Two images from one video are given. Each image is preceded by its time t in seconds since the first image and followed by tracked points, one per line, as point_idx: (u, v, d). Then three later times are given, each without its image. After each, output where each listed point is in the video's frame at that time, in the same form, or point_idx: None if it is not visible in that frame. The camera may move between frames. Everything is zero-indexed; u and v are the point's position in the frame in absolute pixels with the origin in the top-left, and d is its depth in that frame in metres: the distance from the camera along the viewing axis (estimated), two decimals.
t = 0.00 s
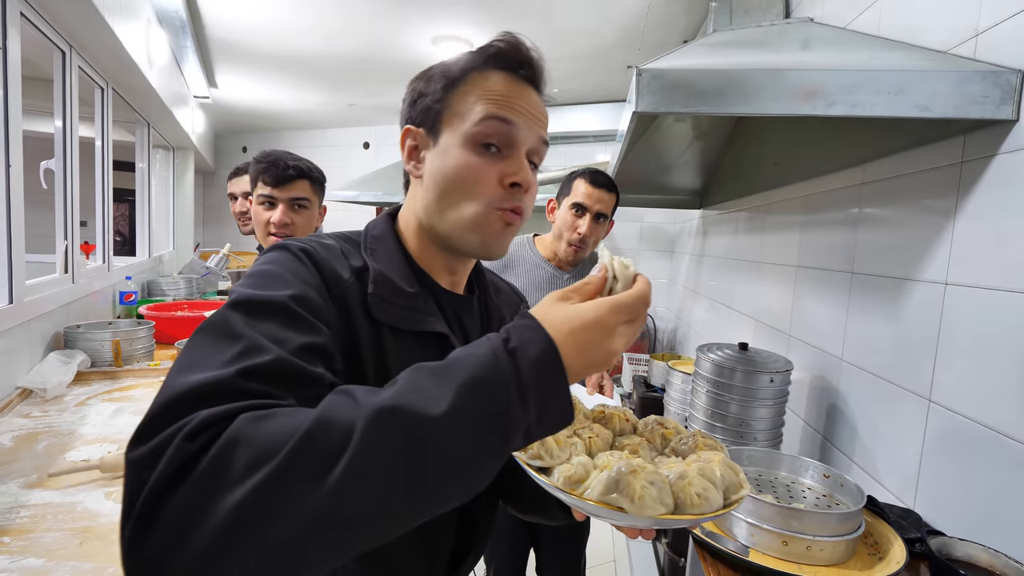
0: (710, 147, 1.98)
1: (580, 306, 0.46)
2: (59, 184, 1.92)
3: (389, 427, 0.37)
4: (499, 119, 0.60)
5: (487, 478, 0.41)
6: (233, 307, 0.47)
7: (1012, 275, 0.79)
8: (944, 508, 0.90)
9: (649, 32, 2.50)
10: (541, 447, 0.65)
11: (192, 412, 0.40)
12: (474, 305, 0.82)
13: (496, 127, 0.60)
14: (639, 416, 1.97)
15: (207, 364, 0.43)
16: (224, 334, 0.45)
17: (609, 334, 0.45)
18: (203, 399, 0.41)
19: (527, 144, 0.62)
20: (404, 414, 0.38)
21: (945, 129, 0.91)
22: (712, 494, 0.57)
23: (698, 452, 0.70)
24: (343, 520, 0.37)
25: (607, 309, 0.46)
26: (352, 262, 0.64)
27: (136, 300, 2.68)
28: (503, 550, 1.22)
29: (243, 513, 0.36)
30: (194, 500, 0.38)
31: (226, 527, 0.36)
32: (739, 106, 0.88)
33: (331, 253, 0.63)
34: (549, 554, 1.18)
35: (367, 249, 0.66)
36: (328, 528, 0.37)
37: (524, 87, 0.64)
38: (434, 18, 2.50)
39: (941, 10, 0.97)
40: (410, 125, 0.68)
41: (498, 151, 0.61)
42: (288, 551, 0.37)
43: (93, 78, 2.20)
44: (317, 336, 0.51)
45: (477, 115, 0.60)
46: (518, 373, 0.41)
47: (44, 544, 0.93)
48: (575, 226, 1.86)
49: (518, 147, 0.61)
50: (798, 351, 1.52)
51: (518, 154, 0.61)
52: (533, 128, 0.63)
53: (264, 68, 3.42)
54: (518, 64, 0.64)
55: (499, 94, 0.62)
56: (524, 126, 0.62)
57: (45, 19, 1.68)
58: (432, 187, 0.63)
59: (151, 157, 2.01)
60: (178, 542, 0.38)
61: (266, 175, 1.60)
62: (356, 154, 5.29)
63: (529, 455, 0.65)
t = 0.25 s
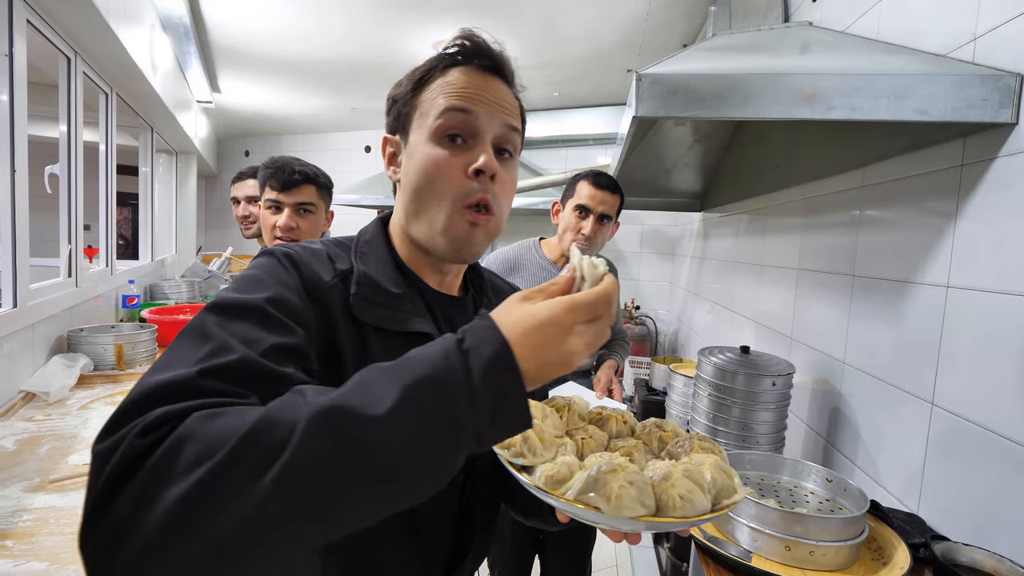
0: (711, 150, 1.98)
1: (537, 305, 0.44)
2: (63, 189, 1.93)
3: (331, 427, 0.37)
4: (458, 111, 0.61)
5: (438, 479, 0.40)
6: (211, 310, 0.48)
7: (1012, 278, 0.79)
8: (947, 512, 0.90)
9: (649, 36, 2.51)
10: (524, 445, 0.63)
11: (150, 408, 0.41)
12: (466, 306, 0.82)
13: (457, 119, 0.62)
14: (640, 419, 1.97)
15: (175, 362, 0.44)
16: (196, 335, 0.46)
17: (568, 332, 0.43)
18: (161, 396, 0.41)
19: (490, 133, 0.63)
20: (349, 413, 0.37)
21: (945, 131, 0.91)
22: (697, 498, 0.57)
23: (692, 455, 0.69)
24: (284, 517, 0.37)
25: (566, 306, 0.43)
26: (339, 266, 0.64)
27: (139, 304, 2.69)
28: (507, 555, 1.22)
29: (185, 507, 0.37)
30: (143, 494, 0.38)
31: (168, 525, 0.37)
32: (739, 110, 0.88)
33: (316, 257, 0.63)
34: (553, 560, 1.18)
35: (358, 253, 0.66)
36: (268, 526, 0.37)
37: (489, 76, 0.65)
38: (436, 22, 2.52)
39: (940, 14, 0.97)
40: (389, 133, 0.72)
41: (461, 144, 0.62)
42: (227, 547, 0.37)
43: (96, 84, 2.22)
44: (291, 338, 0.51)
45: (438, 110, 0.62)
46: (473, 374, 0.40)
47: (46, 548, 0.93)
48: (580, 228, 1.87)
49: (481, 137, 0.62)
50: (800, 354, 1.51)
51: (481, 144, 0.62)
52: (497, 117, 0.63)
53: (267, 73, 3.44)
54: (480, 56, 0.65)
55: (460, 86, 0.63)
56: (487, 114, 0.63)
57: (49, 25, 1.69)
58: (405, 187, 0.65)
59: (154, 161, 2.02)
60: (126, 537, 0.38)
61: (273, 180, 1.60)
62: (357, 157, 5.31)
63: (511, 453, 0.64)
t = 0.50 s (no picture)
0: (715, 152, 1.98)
1: (488, 305, 0.45)
2: (71, 191, 1.95)
3: (268, 424, 0.40)
4: (436, 106, 0.66)
5: (375, 481, 0.42)
6: (191, 311, 0.52)
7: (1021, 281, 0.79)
8: (953, 517, 0.89)
9: (653, 38, 2.50)
10: (505, 446, 0.61)
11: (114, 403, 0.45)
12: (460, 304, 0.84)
13: (438, 115, 0.66)
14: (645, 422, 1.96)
15: (147, 359, 0.48)
16: (173, 335, 0.51)
17: (515, 334, 0.44)
18: (120, 394, 0.45)
19: (470, 125, 0.67)
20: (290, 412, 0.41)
21: (953, 133, 0.91)
22: (678, 512, 0.53)
23: (690, 466, 0.65)
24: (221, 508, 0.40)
25: (513, 309, 0.44)
26: (329, 268, 0.68)
27: (145, 304, 2.71)
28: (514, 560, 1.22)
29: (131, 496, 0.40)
30: (94, 484, 0.42)
31: (109, 514, 0.40)
32: (744, 112, 0.88)
33: (303, 260, 0.67)
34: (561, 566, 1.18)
35: (351, 256, 0.69)
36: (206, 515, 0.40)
37: (468, 72, 0.69)
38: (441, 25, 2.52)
39: (947, 16, 0.97)
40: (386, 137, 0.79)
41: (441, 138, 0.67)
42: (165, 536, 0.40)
43: (104, 86, 2.24)
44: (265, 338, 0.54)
45: (419, 107, 0.67)
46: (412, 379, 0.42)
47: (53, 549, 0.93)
48: (591, 228, 1.87)
49: (460, 131, 0.67)
50: (806, 357, 1.50)
51: (461, 137, 0.67)
52: (476, 110, 0.68)
53: (273, 75, 3.46)
54: (459, 55, 0.70)
55: (441, 84, 0.68)
56: (464, 108, 0.67)
57: (58, 29, 1.71)
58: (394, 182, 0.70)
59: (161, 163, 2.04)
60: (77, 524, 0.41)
61: (276, 181, 1.61)
62: (362, 159, 5.33)
63: (492, 455, 0.61)
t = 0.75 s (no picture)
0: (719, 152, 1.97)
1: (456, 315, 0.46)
2: (77, 191, 1.96)
3: (226, 432, 0.42)
4: (430, 101, 0.66)
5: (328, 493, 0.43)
6: (181, 315, 0.55)
7: None
8: (961, 521, 0.88)
9: (658, 38, 2.50)
10: (488, 452, 0.59)
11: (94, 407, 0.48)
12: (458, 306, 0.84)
13: (432, 111, 0.66)
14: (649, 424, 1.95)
15: (134, 363, 0.51)
16: (160, 340, 0.53)
17: (482, 348, 0.44)
18: (102, 396, 0.48)
19: (464, 121, 0.67)
20: (249, 421, 0.42)
21: (962, 133, 0.90)
22: (662, 530, 0.49)
23: (687, 480, 0.61)
24: (179, 513, 0.42)
25: (479, 321, 0.44)
26: (322, 270, 0.69)
27: (150, 304, 2.72)
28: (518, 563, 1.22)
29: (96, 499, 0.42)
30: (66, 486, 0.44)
31: (75, 518, 0.42)
32: (749, 112, 0.87)
33: (294, 262, 0.68)
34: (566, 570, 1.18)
35: (347, 258, 0.69)
36: (164, 520, 0.42)
37: (461, 67, 0.69)
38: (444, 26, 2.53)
39: (955, 14, 0.96)
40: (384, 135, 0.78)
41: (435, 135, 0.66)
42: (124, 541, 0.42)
43: (110, 88, 2.25)
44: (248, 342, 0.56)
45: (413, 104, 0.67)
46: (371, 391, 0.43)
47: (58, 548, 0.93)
48: (604, 228, 1.87)
49: (455, 126, 0.67)
50: (811, 358, 1.49)
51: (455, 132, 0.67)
52: (470, 105, 0.67)
53: (277, 76, 3.47)
54: (453, 50, 0.70)
55: (436, 78, 0.67)
56: (458, 102, 0.67)
57: (65, 31, 1.72)
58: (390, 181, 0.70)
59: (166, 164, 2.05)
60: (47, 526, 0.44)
61: (277, 182, 1.62)
62: (366, 159, 5.34)
63: (475, 460, 0.59)
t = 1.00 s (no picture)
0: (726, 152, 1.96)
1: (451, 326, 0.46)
2: (86, 193, 1.98)
3: (216, 446, 0.42)
4: (433, 99, 0.66)
5: (316, 507, 0.43)
6: (179, 321, 0.55)
7: None
8: (973, 525, 0.87)
9: (663, 38, 2.49)
10: (486, 464, 0.59)
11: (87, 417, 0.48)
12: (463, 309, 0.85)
13: (436, 108, 0.66)
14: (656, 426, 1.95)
15: (131, 372, 0.52)
16: (156, 348, 0.54)
17: (477, 360, 0.44)
18: (96, 406, 0.48)
19: (469, 118, 0.67)
20: (239, 434, 0.43)
21: (972, 132, 0.89)
22: (663, 552, 0.49)
23: (693, 495, 0.60)
24: (167, 527, 0.42)
25: (474, 333, 0.44)
26: (324, 274, 0.69)
27: (158, 305, 2.74)
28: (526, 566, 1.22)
29: (86, 511, 0.43)
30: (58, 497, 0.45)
31: (65, 531, 0.43)
32: (756, 112, 0.86)
33: (296, 267, 0.68)
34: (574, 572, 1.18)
35: (350, 261, 0.70)
36: (152, 534, 0.42)
37: (466, 63, 0.69)
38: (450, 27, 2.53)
39: (966, 12, 0.95)
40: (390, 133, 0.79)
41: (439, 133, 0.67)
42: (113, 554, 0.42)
43: (119, 90, 2.28)
44: (245, 351, 0.56)
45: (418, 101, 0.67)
46: (361, 404, 0.43)
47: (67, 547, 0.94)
48: (622, 228, 1.87)
49: (459, 123, 0.67)
50: (819, 360, 1.48)
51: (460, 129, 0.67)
52: (474, 102, 0.67)
53: (284, 78, 3.49)
54: (457, 47, 0.70)
55: (440, 74, 0.67)
56: (463, 99, 0.67)
57: (75, 34, 1.74)
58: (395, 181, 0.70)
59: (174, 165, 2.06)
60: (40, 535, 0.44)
61: (283, 183, 1.62)
62: (372, 160, 5.36)
63: (472, 471, 0.59)
